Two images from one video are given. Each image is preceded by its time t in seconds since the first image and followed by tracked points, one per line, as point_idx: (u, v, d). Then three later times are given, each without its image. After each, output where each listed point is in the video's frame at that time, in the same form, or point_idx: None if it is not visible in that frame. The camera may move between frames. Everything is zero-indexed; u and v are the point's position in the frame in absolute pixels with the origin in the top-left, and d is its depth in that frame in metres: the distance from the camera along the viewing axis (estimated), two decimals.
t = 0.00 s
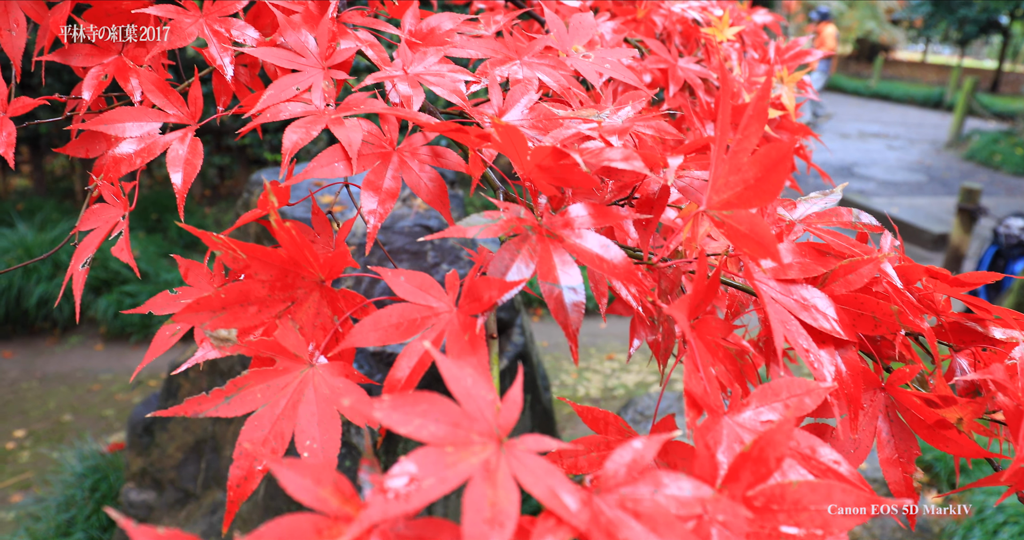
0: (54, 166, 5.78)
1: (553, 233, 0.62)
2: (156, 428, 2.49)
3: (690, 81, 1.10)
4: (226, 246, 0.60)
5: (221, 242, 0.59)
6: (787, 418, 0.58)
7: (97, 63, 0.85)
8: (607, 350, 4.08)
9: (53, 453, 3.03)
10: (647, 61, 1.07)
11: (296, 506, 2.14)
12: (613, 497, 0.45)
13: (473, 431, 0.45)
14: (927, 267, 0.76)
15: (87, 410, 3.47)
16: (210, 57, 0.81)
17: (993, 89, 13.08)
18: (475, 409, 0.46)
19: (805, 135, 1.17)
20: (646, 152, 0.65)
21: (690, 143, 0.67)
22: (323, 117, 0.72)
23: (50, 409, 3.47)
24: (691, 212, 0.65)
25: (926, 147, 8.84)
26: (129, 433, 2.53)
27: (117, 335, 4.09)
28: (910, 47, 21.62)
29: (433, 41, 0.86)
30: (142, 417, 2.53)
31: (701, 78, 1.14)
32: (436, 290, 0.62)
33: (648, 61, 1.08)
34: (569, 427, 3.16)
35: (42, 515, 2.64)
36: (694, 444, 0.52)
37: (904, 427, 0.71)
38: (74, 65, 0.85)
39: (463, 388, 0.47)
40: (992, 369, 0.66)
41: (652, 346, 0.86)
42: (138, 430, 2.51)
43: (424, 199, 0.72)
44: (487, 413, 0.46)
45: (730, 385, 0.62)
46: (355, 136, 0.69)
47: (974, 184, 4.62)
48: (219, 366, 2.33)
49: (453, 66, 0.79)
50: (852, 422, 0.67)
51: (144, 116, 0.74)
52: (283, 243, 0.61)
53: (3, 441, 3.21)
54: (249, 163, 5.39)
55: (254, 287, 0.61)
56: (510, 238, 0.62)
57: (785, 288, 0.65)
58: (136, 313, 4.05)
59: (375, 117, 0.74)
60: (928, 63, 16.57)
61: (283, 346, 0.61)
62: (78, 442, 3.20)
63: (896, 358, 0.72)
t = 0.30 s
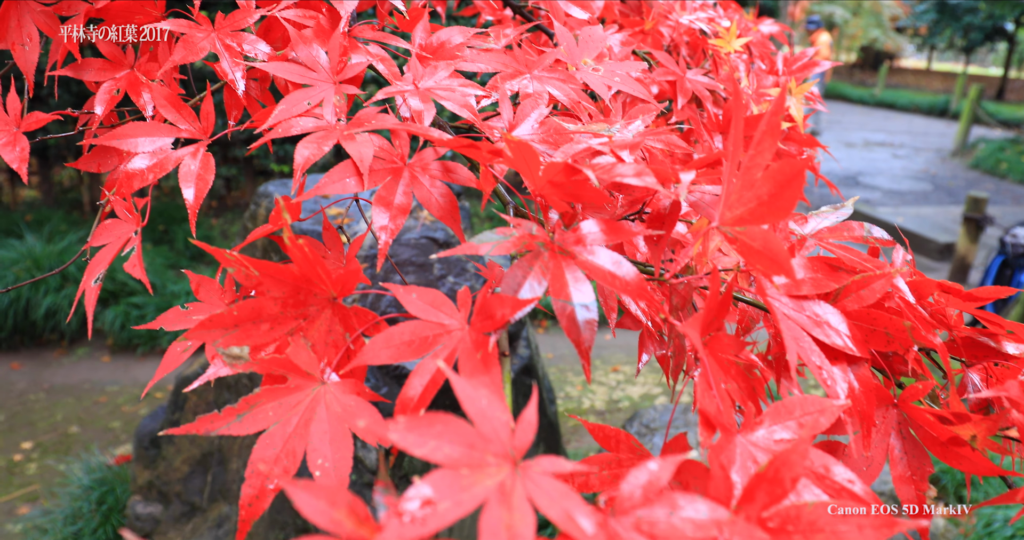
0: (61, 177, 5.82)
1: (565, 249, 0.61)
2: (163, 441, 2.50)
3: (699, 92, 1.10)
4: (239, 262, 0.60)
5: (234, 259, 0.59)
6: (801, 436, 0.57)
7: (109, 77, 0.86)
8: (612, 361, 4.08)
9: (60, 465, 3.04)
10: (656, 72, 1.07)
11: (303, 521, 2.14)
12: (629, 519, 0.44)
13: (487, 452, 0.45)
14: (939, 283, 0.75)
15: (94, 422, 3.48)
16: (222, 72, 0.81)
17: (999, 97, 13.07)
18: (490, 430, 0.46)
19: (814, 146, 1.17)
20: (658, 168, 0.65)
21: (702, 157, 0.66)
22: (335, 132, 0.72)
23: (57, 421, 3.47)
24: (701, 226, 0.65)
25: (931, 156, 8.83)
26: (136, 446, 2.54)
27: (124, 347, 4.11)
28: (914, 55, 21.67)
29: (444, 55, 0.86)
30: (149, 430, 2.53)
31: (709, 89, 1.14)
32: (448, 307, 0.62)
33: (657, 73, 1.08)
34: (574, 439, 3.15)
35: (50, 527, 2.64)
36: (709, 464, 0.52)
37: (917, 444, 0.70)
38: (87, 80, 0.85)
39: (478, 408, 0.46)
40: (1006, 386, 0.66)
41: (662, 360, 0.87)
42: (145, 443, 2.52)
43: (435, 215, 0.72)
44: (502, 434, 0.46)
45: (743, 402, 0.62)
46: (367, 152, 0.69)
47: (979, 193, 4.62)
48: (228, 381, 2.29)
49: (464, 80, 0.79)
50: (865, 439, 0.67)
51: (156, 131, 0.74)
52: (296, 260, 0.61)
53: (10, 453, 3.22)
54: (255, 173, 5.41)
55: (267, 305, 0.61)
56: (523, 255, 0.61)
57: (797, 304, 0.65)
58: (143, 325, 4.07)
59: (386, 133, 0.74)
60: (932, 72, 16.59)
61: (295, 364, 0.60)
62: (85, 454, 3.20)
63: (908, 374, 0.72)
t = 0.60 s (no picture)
0: (68, 185, 5.84)
1: (575, 268, 0.62)
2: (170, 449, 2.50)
3: (706, 105, 1.10)
4: (252, 281, 0.60)
5: (246, 277, 0.59)
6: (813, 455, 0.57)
7: (120, 93, 0.86)
8: (618, 369, 4.07)
9: (67, 473, 3.04)
10: (663, 85, 1.07)
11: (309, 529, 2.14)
12: None
13: (501, 476, 0.45)
14: (950, 299, 0.75)
15: (100, 429, 3.49)
16: (232, 88, 0.82)
17: (1004, 103, 13.06)
18: (503, 454, 0.46)
19: (821, 158, 1.16)
20: (669, 186, 0.65)
21: (712, 175, 0.66)
22: (345, 148, 0.72)
23: (63, 428, 3.48)
24: (712, 243, 0.66)
25: (937, 162, 8.82)
26: (143, 453, 2.54)
27: (130, 353, 4.12)
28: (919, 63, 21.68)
29: (453, 70, 0.86)
30: (156, 438, 2.54)
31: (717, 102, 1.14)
32: (459, 325, 0.62)
33: (664, 86, 1.08)
34: (580, 447, 3.16)
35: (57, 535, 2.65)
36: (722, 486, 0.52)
37: (927, 461, 0.70)
38: (98, 95, 0.85)
39: (491, 431, 0.47)
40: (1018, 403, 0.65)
41: (670, 373, 0.87)
42: (152, 451, 2.53)
43: (445, 231, 0.72)
44: (516, 457, 0.46)
45: (753, 421, 0.62)
46: (377, 169, 0.69)
47: (987, 200, 4.62)
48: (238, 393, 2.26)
49: (474, 97, 0.80)
50: (876, 457, 0.67)
51: (167, 148, 0.75)
52: (307, 278, 0.61)
53: (17, 460, 3.22)
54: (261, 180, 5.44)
55: (279, 323, 0.62)
56: (533, 273, 0.61)
57: (808, 322, 0.65)
58: (149, 331, 4.08)
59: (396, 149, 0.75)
60: (937, 80, 16.59)
61: (306, 382, 0.60)
62: (91, 461, 3.21)
63: (919, 391, 0.72)
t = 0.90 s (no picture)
0: (73, 189, 5.86)
1: (585, 288, 0.62)
2: (173, 454, 2.51)
3: (713, 119, 1.10)
4: (263, 301, 0.61)
5: (257, 297, 0.60)
6: (823, 475, 0.57)
7: (129, 110, 0.87)
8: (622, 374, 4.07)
9: (69, 477, 3.05)
10: (670, 99, 1.07)
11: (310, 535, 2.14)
12: None
13: (514, 501, 0.45)
14: (958, 317, 0.75)
15: (102, 433, 3.50)
16: (241, 105, 0.83)
17: (1009, 108, 13.04)
18: (516, 479, 0.47)
19: (828, 170, 1.16)
20: (678, 206, 0.65)
21: (721, 193, 0.67)
22: (354, 166, 0.72)
23: (66, 432, 3.49)
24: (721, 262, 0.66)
25: (942, 167, 8.80)
26: (145, 459, 2.55)
27: (133, 357, 4.13)
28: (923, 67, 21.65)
29: (461, 87, 0.87)
30: (159, 443, 2.55)
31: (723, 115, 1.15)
32: (469, 345, 0.62)
33: (671, 99, 1.09)
34: (584, 452, 3.16)
35: (59, 539, 2.65)
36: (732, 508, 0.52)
37: (935, 479, 0.70)
38: (107, 112, 0.85)
39: (504, 456, 0.47)
40: None
41: (678, 385, 0.87)
42: (155, 456, 2.53)
43: (454, 248, 0.72)
44: (528, 482, 0.46)
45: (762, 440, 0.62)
46: (387, 187, 0.70)
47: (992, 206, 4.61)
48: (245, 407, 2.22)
49: (482, 114, 0.80)
50: (885, 475, 0.67)
51: (177, 165, 0.75)
52: (318, 298, 0.61)
53: (19, 465, 3.23)
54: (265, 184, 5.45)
55: (289, 342, 0.62)
56: (543, 293, 0.62)
57: (817, 342, 0.65)
58: (152, 336, 4.09)
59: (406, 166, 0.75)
60: (941, 84, 16.55)
61: (316, 401, 0.61)
62: (94, 466, 3.22)
63: (927, 408, 0.72)
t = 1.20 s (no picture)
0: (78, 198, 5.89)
1: (592, 305, 0.62)
2: (176, 466, 2.51)
3: (718, 132, 1.11)
4: (271, 320, 0.61)
5: (266, 316, 0.60)
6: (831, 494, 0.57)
7: (137, 125, 0.87)
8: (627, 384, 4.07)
9: (72, 490, 3.06)
10: (675, 112, 1.07)
11: None
12: None
13: (522, 523, 0.45)
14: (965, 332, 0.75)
15: (105, 445, 3.51)
16: (248, 121, 0.83)
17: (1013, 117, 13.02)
18: (525, 500, 0.47)
19: (833, 183, 1.16)
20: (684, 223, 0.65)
21: (726, 209, 0.67)
22: (361, 182, 0.73)
23: (68, 444, 3.50)
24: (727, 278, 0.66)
25: (946, 175, 8.79)
26: (149, 471, 2.55)
27: (137, 369, 4.14)
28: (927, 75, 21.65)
29: (467, 102, 0.87)
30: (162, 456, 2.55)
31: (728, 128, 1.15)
32: (477, 362, 0.62)
33: (675, 112, 1.09)
34: (589, 463, 3.16)
35: None
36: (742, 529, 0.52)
37: (944, 495, 0.70)
38: (115, 128, 0.86)
39: (512, 477, 0.47)
40: None
41: (684, 399, 0.87)
42: (158, 469, 2.54)
43: (461, 265, 0.73)
44: (537, 503, 0.46)
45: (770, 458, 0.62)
46: (394, 203, 0.70)
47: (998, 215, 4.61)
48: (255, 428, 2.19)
49: (489, 130, 0.80)
50: (893, 491, 0.67)
51: (185, 182, 0.75)
52: (326, 316, 0.62)
53: (21, 477, 3.24)
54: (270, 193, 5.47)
55: (297, 360, 0.62)
56: (551, 311, 0.62)
57: (825, 359, 0.65)
58: (156, 347, 4.10)
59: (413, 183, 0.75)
60: (945, 92, 16.53)
61: (324, 418, 0.61)
62: (97, 478, 3.22)
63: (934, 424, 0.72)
